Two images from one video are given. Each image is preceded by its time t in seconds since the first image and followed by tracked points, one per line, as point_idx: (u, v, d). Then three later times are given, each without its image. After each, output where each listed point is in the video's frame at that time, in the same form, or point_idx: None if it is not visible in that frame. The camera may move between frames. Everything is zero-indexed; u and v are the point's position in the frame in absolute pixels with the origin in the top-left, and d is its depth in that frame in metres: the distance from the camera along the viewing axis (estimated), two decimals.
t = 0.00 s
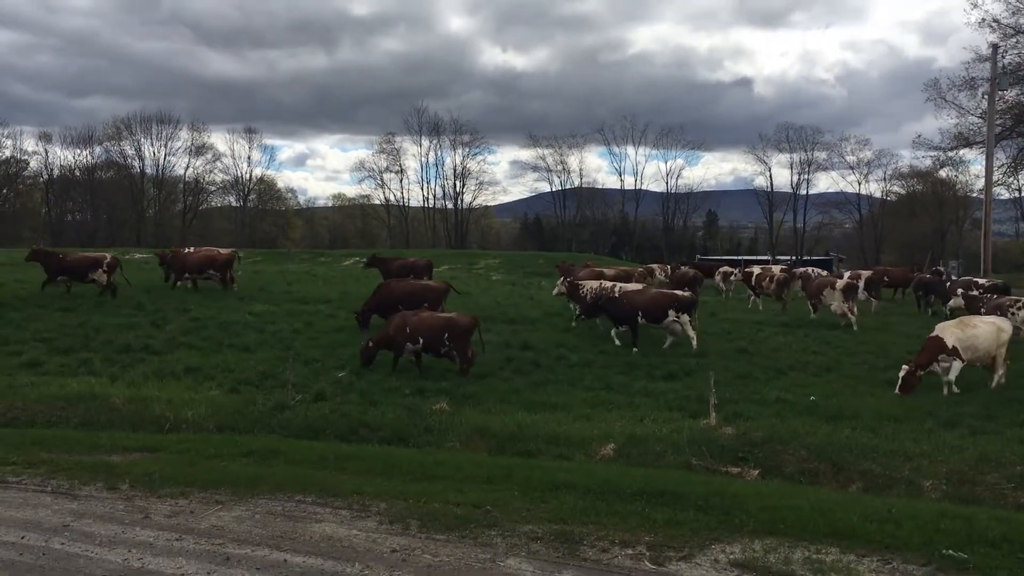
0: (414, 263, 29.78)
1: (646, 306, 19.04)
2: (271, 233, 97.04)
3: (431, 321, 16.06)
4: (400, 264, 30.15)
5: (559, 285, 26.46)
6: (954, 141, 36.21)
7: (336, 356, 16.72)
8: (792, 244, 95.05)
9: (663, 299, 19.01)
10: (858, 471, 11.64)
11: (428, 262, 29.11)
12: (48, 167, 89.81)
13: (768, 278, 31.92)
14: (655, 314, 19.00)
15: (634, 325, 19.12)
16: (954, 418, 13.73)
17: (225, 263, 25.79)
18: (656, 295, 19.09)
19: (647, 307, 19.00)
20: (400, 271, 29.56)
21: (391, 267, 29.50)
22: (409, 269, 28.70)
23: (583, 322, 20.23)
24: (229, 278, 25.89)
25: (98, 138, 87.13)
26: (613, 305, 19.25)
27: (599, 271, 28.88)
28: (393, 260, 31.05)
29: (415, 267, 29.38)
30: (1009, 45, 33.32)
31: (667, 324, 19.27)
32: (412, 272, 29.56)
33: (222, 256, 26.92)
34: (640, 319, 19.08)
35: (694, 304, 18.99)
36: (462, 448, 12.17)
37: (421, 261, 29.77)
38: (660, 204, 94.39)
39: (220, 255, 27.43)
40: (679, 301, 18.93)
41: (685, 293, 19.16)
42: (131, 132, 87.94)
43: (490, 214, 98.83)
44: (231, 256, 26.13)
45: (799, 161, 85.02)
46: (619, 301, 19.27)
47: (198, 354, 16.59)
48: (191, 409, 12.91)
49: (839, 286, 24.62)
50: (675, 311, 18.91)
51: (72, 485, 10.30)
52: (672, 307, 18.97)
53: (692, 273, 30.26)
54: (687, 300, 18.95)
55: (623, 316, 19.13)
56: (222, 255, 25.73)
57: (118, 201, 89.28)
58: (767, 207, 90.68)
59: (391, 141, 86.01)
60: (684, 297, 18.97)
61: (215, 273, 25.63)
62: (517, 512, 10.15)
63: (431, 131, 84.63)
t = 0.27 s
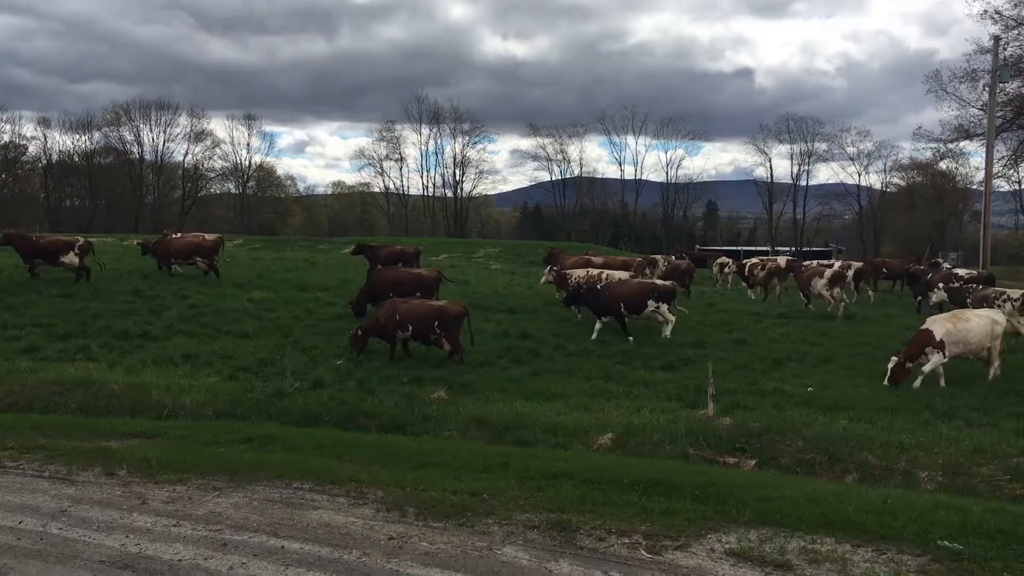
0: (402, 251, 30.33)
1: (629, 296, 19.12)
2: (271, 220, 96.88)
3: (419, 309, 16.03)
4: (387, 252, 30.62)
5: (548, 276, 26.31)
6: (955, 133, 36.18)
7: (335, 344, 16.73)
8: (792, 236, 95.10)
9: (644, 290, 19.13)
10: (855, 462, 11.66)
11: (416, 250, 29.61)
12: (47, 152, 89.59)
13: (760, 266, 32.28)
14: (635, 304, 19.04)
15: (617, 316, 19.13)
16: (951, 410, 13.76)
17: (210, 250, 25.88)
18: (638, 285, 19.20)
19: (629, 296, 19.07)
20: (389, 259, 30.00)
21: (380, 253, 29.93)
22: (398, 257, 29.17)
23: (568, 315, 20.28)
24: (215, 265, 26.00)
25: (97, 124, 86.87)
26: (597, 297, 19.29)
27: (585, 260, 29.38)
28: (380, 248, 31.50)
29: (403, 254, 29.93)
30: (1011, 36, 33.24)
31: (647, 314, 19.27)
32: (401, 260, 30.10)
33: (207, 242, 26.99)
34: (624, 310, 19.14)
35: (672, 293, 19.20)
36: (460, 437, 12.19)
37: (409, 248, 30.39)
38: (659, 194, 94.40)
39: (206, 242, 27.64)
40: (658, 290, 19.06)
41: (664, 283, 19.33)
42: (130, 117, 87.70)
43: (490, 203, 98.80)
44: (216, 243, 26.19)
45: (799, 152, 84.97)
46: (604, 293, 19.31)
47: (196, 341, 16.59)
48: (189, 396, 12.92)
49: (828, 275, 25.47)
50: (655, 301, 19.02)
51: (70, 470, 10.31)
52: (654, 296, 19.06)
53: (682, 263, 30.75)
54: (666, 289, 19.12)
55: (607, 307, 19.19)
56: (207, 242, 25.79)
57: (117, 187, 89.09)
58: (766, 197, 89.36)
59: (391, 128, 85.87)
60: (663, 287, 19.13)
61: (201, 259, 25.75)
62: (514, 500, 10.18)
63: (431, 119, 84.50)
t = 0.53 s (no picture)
0: (388, 241, 30.80)
1: (605, 287, 19.31)
2: (268, 211, 96.76)
3: (409, 300, 16.24)
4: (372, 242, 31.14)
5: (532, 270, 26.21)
6: (952, 126, 36.21)
7: (331, 335, 16.73)
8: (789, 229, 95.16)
9: (624, 280, 19.23)
10: (851, 455, 11.70)
11: (401, 240, 30.17)
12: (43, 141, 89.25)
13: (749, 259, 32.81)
14: (614, 295, 19.20)
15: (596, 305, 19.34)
16: (946, 403, 13.81)
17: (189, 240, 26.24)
18: (616, 276, 19.33)
19: (607, 287, 19.26)
20: (375, 249, 30.48)
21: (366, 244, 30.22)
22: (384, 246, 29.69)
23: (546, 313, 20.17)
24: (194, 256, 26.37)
25: (93, 114, 86.50)
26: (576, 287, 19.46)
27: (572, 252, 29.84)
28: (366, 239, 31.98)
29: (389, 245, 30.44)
30: (1009, 30, 33.25)
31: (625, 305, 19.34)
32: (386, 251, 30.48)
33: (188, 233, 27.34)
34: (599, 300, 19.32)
35: (653, 285, 19.17)
36: (456, 428, 12.20)
37: (395, 239, 30.90)
38: (658, 186, 94.40)
39: (187, 232, 27.96)
40: (638, 282, 19.10)
41: (645, 275, 19.37)
42: (127, 107, 87.36)
43: (488, 195, 98.73)
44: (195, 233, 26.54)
45: (797, 145, 84.91)
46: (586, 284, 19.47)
47: (193, 332, 16.56)
48: (186, 387, 12.91)
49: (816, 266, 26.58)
50: (634, 292, 19.09)
51: (66, 460, 10.30)
52: (633, 287, 19.16)
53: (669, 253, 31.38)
54: (647, 282, 19.10)
55: (583, 297, 19.36)
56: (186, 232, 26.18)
57: (113, 177, 88.82)
58: (764, 188, 90.21)
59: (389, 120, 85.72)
60: (644, 279, 19.13)
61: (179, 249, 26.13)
62: (510, 492, 10.21)
63: (429, 111, 84.36)
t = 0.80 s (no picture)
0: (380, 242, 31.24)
1: (591, 286, 19.25)
2: (270, 211, 96.87)
3: (404, 299, 16.20)
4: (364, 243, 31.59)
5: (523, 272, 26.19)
6: (954, 125, 36.16)
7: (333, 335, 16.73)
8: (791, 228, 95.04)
9: (611, 279, 19.20)
10: (853, 455, 11.67)
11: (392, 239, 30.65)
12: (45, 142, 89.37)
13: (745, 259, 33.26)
14: (600, 294, 19.16)
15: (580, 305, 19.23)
16: (949, 402, 13.78)
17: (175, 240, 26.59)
18: (603, 275, 19.28)
19: (593, 286, 19.21)
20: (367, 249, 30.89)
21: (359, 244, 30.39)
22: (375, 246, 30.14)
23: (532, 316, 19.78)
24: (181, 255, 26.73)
25: (95, 115, 86.61)
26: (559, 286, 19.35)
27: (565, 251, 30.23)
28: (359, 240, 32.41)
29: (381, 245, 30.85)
30: (1011, 28, 33.20)
31: (612, 304, 19.32)
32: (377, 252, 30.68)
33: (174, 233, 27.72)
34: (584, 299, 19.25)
35: (639, 284, 19.27)
36: (457, 428, 12.18)
37: (387, 239, 31.31)
38: (659, 185, 94.39)
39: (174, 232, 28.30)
40: (625, 281, 19.16)
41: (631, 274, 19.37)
42: (128, 107, 87.46)
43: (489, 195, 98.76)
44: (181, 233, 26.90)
45: (799, 145, 84.81)
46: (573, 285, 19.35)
47: (194, 332, 16.57)
48: (187, 387, 12.91)
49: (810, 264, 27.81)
50: (621, 291, 19.09)
51: (67, 461, 10.30)
52: (620, 286, 19.15)
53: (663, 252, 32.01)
54: (633, 281, 19.21)
55: (567, 295, 19.24)
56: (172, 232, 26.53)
57: (115, 177, 88.93)
58: (764, 188, 89.52)
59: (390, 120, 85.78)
60: (630, 278, 19.21)
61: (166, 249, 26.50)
62: (511, 493, 10.21)
63: (430, 111, 84.39)
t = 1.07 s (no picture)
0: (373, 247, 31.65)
1: (581, 291, 19.19)
2: (275, 217, 97.17)
3: (403, 304, 16.20)
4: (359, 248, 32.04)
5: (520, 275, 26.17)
6: (959, 129, 36.11)
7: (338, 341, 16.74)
8: (796, 232, 95.03)
9: (601, 285, 19.16)
10: (859, 459, 11.64)
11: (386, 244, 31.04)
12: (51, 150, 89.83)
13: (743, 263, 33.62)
14: (590, 299, 19.16)
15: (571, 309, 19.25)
16: (956, 407, 13.72)
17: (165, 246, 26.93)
18: (593, 280, 19.23)
19: (584, 292, 19.15)
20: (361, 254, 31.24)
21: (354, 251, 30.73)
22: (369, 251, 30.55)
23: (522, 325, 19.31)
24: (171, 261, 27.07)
25: (101, 122, 87.02)
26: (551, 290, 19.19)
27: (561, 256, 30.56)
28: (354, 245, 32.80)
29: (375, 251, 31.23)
30: (1016, 32, 33.17)
31: (601, 310, 19.29)
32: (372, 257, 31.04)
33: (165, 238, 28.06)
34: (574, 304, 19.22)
35: (629, 290, 19.24)
36: (463, 434, 12.17)
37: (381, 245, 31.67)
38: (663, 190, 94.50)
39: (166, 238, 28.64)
40: (615, 287, 19.14)
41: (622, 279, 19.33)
42: (134, 115, 87.88)
43: (494, 200, 98.94)
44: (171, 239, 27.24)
45: (803, 149, 84.81)
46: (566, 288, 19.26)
47: (199, 338, 16.58)
48: (192, 394, 12.91)
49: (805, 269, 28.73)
50: (611, 297, 19.05)
51: (74, 468, 10.31)
52: (610, 292, 19.11)
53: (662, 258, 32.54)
54: (623, 287, 19.18)
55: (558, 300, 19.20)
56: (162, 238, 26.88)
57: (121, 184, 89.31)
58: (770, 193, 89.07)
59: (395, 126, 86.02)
60: (620, 284, 19.18)
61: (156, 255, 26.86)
62: (517, 499, 10.19)
63: (435, 117, 84.60)
